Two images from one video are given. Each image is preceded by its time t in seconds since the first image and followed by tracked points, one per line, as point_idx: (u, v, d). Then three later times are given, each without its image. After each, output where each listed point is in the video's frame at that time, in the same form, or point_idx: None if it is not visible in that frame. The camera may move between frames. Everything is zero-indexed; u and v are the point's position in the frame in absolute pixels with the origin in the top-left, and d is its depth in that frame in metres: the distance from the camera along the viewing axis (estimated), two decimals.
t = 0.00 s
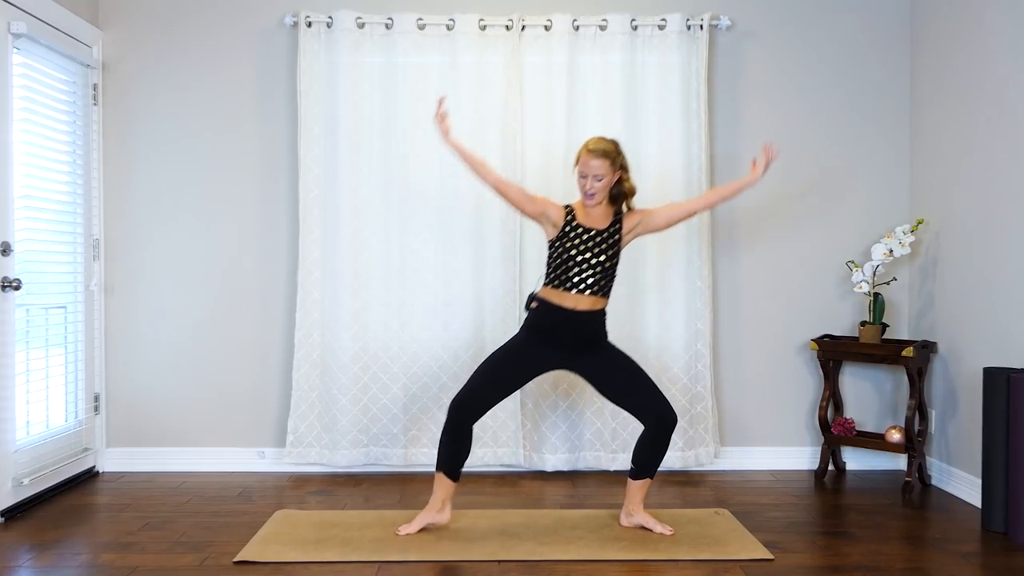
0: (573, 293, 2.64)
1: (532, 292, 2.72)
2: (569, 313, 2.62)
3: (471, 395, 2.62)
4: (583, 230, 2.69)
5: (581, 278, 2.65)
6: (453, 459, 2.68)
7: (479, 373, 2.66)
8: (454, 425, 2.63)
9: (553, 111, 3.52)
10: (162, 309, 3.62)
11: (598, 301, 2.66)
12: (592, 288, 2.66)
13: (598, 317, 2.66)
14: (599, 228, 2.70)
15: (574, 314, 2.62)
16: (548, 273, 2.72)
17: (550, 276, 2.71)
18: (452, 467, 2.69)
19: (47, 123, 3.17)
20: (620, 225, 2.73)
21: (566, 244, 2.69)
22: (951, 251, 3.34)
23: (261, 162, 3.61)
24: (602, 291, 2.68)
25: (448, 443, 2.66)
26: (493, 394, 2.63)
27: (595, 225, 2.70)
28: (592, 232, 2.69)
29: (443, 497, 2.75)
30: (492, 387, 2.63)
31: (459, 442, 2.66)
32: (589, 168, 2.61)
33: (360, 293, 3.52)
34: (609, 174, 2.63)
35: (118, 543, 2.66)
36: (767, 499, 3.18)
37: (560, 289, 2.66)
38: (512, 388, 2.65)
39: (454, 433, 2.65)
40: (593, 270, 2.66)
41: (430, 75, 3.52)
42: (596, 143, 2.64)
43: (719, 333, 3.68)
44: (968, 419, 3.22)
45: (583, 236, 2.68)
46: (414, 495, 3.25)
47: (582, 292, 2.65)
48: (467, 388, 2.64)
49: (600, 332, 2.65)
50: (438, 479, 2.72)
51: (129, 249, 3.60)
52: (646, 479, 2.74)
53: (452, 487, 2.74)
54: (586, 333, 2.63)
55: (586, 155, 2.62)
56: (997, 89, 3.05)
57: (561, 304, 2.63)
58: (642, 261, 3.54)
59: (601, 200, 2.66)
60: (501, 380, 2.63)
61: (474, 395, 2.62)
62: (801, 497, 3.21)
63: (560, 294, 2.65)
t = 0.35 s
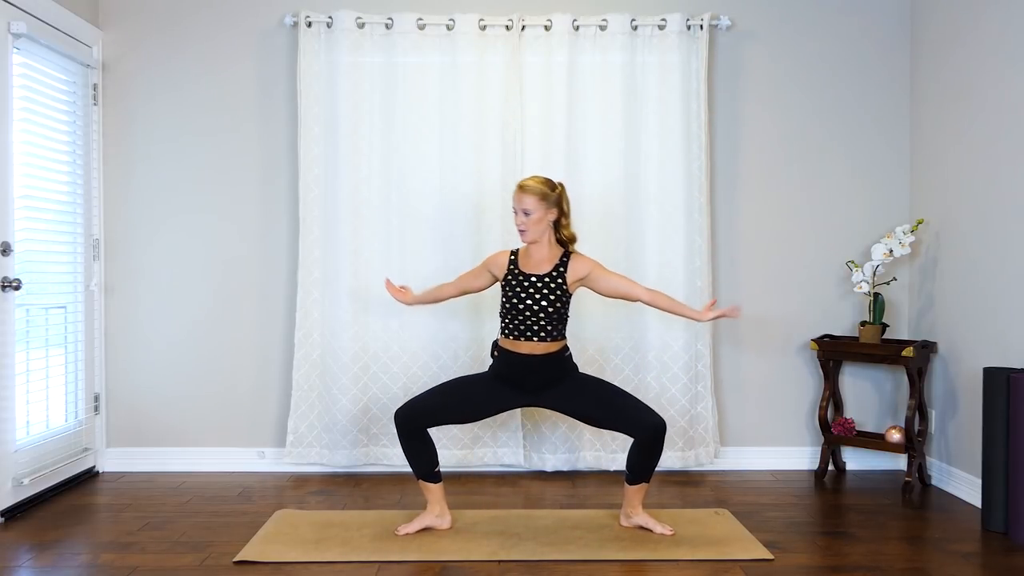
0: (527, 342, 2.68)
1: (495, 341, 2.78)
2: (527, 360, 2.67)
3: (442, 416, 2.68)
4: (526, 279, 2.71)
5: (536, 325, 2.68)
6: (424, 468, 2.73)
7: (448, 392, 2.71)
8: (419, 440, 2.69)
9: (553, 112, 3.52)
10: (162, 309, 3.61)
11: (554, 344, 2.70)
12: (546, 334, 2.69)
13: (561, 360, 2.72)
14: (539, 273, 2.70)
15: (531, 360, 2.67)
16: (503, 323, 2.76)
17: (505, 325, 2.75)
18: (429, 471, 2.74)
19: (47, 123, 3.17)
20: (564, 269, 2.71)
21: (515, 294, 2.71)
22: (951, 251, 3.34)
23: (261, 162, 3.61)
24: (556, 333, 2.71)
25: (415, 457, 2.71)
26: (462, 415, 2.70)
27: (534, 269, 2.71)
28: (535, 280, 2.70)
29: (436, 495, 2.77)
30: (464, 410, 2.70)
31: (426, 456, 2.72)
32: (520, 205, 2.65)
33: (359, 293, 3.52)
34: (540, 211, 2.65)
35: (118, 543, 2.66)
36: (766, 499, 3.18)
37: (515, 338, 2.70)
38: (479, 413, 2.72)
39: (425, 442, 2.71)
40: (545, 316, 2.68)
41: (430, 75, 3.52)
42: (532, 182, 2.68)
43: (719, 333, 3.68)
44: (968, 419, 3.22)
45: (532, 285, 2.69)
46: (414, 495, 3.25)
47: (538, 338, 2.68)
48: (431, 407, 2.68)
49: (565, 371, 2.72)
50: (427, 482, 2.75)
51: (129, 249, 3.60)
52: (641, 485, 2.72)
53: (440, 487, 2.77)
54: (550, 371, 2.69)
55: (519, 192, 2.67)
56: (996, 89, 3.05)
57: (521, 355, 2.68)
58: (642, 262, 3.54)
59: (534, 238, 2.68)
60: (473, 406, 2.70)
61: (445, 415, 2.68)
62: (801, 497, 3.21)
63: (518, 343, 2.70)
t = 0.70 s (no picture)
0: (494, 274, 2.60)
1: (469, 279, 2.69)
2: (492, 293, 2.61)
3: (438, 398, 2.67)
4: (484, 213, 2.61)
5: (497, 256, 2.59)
6: (438, 457, 2.72)
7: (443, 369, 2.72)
8: (439, 428, 2.70)
9: (553, 111, 3.53)
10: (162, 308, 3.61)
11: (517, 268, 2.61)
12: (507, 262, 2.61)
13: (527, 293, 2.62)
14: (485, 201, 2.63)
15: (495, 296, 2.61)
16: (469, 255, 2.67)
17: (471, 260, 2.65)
18: (441, 468, 2.73)
19: (47, 123, 3.17)
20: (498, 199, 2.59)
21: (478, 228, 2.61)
22: (951, 251, 3.34)
23: (261, 162, 3.61)
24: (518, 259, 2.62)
25: (432, 446, 2.72)
26: (458, 389, 2.68)
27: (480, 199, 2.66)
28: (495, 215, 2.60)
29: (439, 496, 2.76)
30: (453, 380, 2.68)
31: (445, 443, 2.72)
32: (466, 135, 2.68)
33: (359, 293, 3.52)
34: (475, 137, 2.64)
35: (118, 543, 2.66)
36: (766, 499, 3.18)
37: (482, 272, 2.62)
38: (472, 383, 2.70)
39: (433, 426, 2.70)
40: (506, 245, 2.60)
41: (430, 75, 3.52)
42: (480, 116, 2.66)
43: (718, 333, 3.68)
44: (968, 419, 3.22)
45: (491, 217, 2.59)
46: (413, 495, 3.25)
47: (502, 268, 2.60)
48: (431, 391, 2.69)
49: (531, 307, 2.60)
50: (433, 479, 2.75)
51: (129, 249, 3.60)
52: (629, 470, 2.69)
53: (448, 485, 2.77)
54: (514, 312, 2.60)
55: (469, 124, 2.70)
56: (996, 89, 3.05)
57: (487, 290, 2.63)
58: (642, 262, 3.54)
59: (474, 166, 2.66)
60: (458, 372, 2.68)
61: (445, 395, 2.67)
62: (801, 497, 3.21)
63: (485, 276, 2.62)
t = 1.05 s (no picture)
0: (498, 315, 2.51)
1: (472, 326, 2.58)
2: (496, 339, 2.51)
3: (429, 405, 2.62)
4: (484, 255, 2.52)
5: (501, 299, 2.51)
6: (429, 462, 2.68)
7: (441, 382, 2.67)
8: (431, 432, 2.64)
9: (553, 112, 3.53)
10: (162, 308, 3.61)
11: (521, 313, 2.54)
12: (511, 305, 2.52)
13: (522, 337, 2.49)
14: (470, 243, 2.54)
15: (497, 341, 2.51)
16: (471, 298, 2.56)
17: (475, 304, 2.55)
18: (435, 471, 2.70)
19: (47, 123, 3.17)
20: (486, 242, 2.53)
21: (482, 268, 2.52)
22: (951, 251, 3.34)
23: (261, 162, 3.61)
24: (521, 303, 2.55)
25: (426, 449, 2.67)
26: (452, 405, 2.63)
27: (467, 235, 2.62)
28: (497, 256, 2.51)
29: (435, 498, 2.75)
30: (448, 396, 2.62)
31: (437, 449, 2.67)
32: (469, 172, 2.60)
33: (359, 293, 3.52)
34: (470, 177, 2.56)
35: (118, 543, 2.66)
36: (766, 499, 3.18)
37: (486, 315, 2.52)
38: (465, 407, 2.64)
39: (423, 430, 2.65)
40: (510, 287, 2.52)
41: (430, 75, 3.52)
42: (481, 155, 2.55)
43: (718, 333, 3.68)
44: (968, 419, 3.22)
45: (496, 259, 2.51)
46: (413, 495, 3.25)
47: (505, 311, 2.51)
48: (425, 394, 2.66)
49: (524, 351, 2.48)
50: (429, 481, 2.73)
51: (129, 249, 3.60)
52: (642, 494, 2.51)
53: (445, 488, 2.75)
54: (512, 353, 2.49)
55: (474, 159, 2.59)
56: (996, 89, 3.05)
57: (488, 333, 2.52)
58: (642, 262, 3.54)
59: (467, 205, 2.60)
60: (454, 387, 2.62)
61: (437, 405, 2.62)
62: (801, 497, 3.21)
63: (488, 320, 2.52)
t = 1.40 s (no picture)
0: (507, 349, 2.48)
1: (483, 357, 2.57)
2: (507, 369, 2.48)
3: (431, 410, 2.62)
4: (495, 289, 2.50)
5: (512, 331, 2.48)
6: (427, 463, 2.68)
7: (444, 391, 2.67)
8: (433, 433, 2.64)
9: (553, 112, 3.53)
10: (162, 309, 3.61)
11: (532, 348, 2.50)
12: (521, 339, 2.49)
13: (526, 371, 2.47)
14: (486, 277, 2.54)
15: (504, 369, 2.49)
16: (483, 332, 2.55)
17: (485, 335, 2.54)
18: (435, 472, 2.70)
19: (47, 123, 3.17)
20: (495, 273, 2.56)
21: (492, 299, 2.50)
22: (951, 251, 3.34)
23: (261, 163, 3.61)
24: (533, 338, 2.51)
25: (425, 451, 2.66)
26: (453, 417, 2.63)
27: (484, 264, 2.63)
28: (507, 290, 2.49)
29: (434, 498, 2.75)
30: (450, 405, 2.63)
31: (437, 451, 2.67)
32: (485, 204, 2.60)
33: (359, 293, 3.52)
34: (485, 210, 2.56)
35: (118, 543, 2.66)
36: (766, 499, 3.18)
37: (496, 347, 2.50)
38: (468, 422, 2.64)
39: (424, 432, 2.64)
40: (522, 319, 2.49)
41: (430, 75, 3.52)
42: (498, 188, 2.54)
43: (718, 333, 3.68)
44: (968, 419, 3.22)
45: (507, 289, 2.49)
46: (413, 494, 3.25)
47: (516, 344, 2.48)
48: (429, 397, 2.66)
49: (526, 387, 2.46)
50: (427, 481, 2.72)
51: (129, 249, 3.60)
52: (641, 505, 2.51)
53: (444, 488, 2.75)
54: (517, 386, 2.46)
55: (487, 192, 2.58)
56: (996, 89, 3.05)
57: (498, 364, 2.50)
58: (642, 262, 3.54)
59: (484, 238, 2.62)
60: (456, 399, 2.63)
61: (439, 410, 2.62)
62: (801, 497, 3.21)
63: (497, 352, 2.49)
